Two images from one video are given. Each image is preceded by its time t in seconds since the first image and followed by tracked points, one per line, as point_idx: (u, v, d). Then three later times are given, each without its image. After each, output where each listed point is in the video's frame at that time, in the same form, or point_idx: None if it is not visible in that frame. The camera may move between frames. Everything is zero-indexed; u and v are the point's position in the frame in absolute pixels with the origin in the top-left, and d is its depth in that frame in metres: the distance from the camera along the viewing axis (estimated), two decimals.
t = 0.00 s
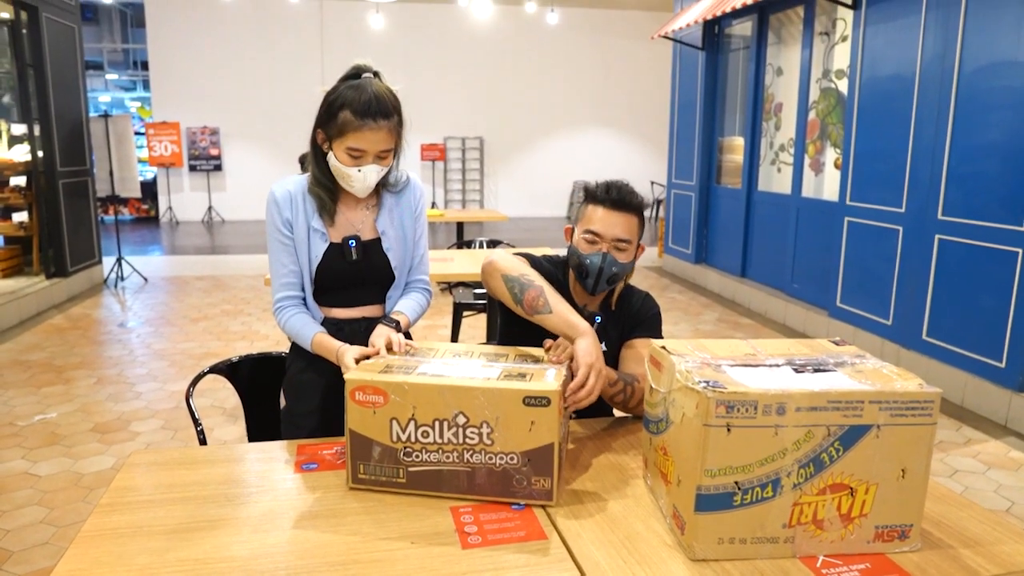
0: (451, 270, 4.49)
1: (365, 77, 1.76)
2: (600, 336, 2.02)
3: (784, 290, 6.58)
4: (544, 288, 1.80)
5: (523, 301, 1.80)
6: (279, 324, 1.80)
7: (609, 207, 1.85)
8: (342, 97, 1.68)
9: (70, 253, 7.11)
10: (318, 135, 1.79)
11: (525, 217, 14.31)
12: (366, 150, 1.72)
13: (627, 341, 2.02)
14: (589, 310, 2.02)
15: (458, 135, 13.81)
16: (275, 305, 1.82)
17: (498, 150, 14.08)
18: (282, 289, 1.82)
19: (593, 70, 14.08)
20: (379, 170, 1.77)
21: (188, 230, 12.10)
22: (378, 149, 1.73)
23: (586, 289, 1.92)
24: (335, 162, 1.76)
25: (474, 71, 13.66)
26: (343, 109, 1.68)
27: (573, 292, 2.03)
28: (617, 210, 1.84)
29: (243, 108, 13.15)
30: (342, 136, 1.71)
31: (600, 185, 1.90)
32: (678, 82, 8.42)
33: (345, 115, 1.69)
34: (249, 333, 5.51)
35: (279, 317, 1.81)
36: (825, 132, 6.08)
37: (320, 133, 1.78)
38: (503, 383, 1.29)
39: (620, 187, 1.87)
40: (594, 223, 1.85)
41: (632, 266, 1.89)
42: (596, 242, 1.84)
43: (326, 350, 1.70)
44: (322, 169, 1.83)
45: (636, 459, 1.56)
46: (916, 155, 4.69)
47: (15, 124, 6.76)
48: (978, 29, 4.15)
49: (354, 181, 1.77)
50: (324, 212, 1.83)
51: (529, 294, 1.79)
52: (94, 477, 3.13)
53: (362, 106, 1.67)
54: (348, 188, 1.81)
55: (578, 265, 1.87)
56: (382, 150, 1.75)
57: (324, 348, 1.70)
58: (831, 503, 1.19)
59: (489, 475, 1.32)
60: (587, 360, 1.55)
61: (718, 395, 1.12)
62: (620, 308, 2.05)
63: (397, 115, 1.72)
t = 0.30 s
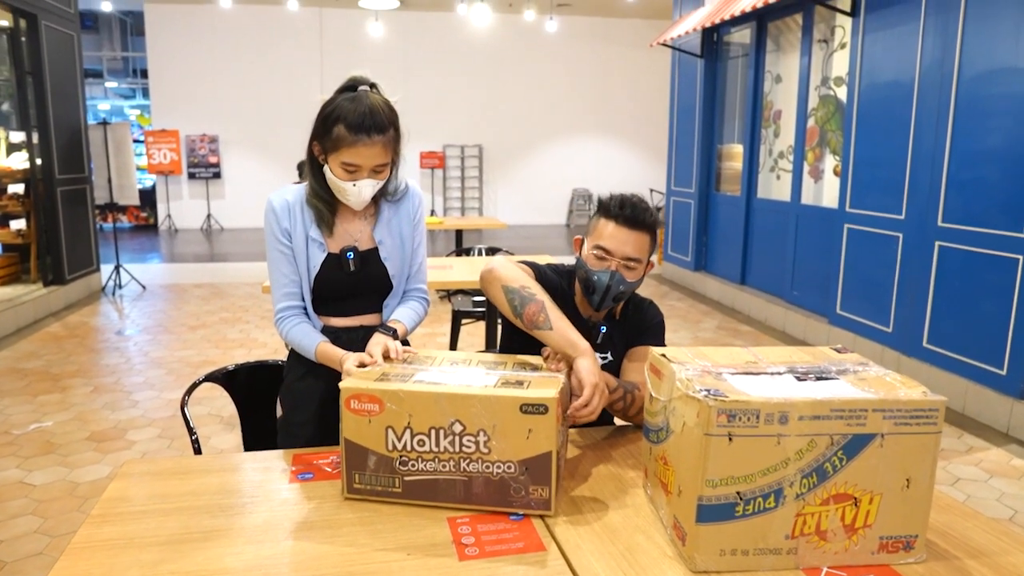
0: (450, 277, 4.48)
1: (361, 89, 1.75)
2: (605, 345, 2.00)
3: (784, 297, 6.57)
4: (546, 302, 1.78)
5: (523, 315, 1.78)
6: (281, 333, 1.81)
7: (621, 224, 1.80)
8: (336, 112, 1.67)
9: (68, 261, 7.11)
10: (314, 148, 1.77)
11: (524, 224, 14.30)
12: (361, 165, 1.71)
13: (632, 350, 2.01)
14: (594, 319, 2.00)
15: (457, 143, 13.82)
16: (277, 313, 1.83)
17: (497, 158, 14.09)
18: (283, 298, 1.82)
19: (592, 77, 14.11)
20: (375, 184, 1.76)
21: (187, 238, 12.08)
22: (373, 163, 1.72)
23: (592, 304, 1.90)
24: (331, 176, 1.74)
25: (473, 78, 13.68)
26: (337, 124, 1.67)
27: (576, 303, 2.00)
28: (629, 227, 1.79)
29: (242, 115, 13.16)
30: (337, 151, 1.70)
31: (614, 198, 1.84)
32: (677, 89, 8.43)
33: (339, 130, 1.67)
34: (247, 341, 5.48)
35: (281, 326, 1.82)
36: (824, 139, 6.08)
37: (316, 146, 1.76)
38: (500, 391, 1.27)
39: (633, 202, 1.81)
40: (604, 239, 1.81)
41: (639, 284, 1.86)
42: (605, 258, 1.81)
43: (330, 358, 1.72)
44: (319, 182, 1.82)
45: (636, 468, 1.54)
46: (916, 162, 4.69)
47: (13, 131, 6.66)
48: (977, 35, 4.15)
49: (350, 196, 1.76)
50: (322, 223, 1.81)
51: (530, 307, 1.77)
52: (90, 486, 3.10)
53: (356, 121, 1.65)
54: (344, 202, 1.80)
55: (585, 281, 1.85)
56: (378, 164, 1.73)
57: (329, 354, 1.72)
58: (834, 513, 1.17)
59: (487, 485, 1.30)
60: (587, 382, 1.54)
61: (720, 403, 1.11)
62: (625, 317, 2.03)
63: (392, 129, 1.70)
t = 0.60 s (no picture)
0: (451, 286, 4.46)
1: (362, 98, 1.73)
2: (610, 355, 1.99)
3: (786, 306, 6.55)
4: (547, 311, 1.77)
5: (522, 323, 1.77)
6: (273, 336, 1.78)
7: (630, 238, 1.78)
8: (337, 122, 1.65)
9: (68, 269, 7.09)
10: (315, 158, 1.76)
11: (524, 233, 14.29)
12: (361, 175, 1.70)
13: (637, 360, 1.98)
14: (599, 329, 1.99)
15: (457, 152, 13.85)
16: (272, 318, 1.80)
17: (497, 167, 14.10)
18: (278, 302, 1.80)
19: (592, 86, 14.14)
20: (376, 194, 1.75)
21: (186, 247, 12.06)
22: (374, 173, 1.70)
23: (598, 318, 1.89)
24: (331, 186, 1.73)
25: (473, 87, 13.71)
26: (337, 134, 1.65)
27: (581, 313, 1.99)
28: (638, 242, 1.78)
29: (243, 124, 13.18)
30: (337, 161, 1.69)
31: (623, 210, 1.82)
32: (677, 98, 8.44)
33: (339, 140, 1.66)
34: (247, 350, 5.46)
35: (273, 329, 1.79)
36: (825, 148, 6.08)
37: (316, 155, 1.75)
38: (503, 404, 1.25)
39: (643, 216, 1.79)
40: (612, 253, 1.79)
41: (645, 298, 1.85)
42: (613, 272, 1.79)
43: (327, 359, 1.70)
44: (320, 190, 1.80)
45: (640, 481, 1.52)
46: (917, 171, 4.68)
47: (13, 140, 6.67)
48: (977, 44, 4.16)
49: (351, 206, 1.75)
50: (324, 232, 1.80)
51: (530, 316, 1.76)
52: (87, 497, 3.08)
53: (357, 132, 1.64)
54: (344, 212, 1.79)
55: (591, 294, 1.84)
56: (379, 175, 1.72)
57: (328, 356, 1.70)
58: (843, 528, 1.15)
59: (489, 499, 1.28)
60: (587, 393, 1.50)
61: (728, 417, 1.09)
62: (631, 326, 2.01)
63: (393, 139, 1.69)
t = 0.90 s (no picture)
0: (455, 295, 4.45)
1: (378, 107, 1.73)
2: (615, 364, 1.97)
3: (790, 314, 6.53)
4: (536, 308, 1.76)
5: (512, 322, 1.77)
6: (241, 324, 1.70)
7: (629, 241, 1.77)
8: (353, 130, 1.64)
9: (70, 277, 7.07)
10: (328, 166, 1.75)
11: (525, 242, 14.29)
12: (376, 185, 1.69)
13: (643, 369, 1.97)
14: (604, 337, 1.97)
15: (459, 160, 13.86)
16: (241, 306, 1.73)
17: (499, 175, 14.11)
18: (257, 292, 1.74)
19: (594, 95, 14.17)
20: (389, 205, 1.74)
21: (189, 255, 12.06)
22: (389, 183, 1.69)
23: (599, 323, 1.87)
24: (344, 195, 1.72)
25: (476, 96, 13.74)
26: (353, 143, 1.64)
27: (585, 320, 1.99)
28: (637, 245, 1.77)
29: (246, 132, 13.21)
30: (351, 169, 1.68)
31: (623, 215, 1.82)
32: (680, 107, 8.45)
33: (355, 149, 1.64)
34: (249, 358, 5.45)
35: (241, 318, 1.72)
36: (829, 156, 6.08)
37: (330, 164, 1.74)
38: (513, 414, 1.24)
39: (642, 220, 1.79)
40: (612, 257, 1.79)
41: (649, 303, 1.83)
42: (613, 276, 1.78)
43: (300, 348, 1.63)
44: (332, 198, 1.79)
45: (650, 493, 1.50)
46: (922, 180, 4.67)
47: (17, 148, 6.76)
48: (981, 53, 4.16)
49: (364, 215, 1.74)
50: (333, 238, 1.78)
51: (519, 313, 1.76)
52: (89, 507, 3.06)
53: (373, 142, 1.63)
54: (357, 220, 1.78)
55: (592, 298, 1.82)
56: (393, 185, 1.71)
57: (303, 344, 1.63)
58: (860, 540, 1.13)
59: (499, 511, 1.26)
60: (586, 371, 1.47)
61: (744, 428, 1.07)
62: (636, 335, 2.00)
63: (408, 150, 1.68)
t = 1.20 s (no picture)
0: (456, 297, 4.44)
1: (387, 107, 1.72)
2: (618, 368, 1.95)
3: (790, 317, 6.53)
4: (547, 304, 1.75)
5: (525, 319, 1.76)
6: (229, 301, 1.63)
7: (627, 240, 1.76)
8: (362, 128, 1.63)
9: (69, 278, 7.05)
10: (335, 164, 1.73)
11: (524, 244, 14.29)
12: (383, 184, 1.67)
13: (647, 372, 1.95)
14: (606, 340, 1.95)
15: (458, 162, 13.86)
16: (230, 285, 1.66)
17: (498, 178, 14.10)
18: (250, 273, 1.68)
19: (594, 97, 14.17)
20: (396, 204, 1.72)
21: (188, 257, 12.04)
22: (396, 182, 1.68)
23: (600, 325, 1.86)
24: (351, 193, 1.71)
25: (474, 98, 13.73)
26: (362, 141, 1.63)
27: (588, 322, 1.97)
28: (636, 244, 1.75)
29: (244, 134, 13.19)
30: (358, 167, 1.66)
31: (620, 216, 1.81)
32: (680, 109, 8.45)
33: (363, 147, 1.63)
34: (249, 360, 5.43)
35: (229, 296, 1.64)
36: (829, 159, 6.08)
37: (337, 161, 1.73)
38: (523, 418, 1.22)
39: (641, 219, 1.78)
40: (611, 256, 1.77)
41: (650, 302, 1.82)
42: (613, 276, 1.77)
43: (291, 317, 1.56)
44: (338, 197, 1.78)
45: (659, 497, 1.48)
46: (924, 183, 4.66)
47: (16, 150, 6.76)
48: (983, 56, 4.16)
49: (370, 214, 1.72)
50: (338, 238, 1.77)
51: (531, 311, 1.74)
52: (88, 510, 3.04)
53: (382, 140, 1.62)
54: (363, 220, 1.76)
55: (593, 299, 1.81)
56: (400, 184, 1.70)
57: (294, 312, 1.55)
58: (874, 545, 1.12)
59: (508, 515, 1.25)
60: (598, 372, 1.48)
61: (758, 432, 1.06)
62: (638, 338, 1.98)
63: (417, 149, 1.67)
